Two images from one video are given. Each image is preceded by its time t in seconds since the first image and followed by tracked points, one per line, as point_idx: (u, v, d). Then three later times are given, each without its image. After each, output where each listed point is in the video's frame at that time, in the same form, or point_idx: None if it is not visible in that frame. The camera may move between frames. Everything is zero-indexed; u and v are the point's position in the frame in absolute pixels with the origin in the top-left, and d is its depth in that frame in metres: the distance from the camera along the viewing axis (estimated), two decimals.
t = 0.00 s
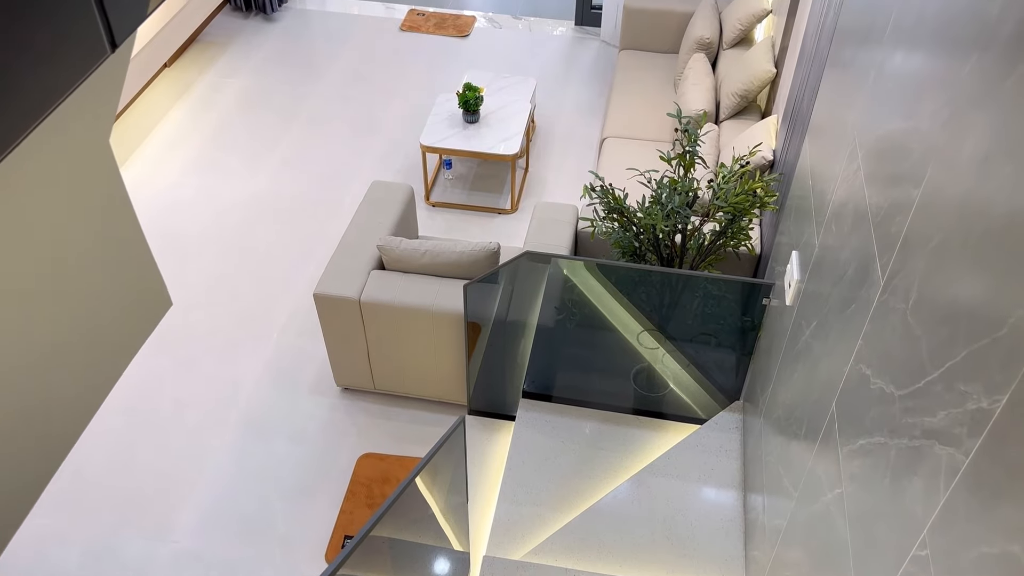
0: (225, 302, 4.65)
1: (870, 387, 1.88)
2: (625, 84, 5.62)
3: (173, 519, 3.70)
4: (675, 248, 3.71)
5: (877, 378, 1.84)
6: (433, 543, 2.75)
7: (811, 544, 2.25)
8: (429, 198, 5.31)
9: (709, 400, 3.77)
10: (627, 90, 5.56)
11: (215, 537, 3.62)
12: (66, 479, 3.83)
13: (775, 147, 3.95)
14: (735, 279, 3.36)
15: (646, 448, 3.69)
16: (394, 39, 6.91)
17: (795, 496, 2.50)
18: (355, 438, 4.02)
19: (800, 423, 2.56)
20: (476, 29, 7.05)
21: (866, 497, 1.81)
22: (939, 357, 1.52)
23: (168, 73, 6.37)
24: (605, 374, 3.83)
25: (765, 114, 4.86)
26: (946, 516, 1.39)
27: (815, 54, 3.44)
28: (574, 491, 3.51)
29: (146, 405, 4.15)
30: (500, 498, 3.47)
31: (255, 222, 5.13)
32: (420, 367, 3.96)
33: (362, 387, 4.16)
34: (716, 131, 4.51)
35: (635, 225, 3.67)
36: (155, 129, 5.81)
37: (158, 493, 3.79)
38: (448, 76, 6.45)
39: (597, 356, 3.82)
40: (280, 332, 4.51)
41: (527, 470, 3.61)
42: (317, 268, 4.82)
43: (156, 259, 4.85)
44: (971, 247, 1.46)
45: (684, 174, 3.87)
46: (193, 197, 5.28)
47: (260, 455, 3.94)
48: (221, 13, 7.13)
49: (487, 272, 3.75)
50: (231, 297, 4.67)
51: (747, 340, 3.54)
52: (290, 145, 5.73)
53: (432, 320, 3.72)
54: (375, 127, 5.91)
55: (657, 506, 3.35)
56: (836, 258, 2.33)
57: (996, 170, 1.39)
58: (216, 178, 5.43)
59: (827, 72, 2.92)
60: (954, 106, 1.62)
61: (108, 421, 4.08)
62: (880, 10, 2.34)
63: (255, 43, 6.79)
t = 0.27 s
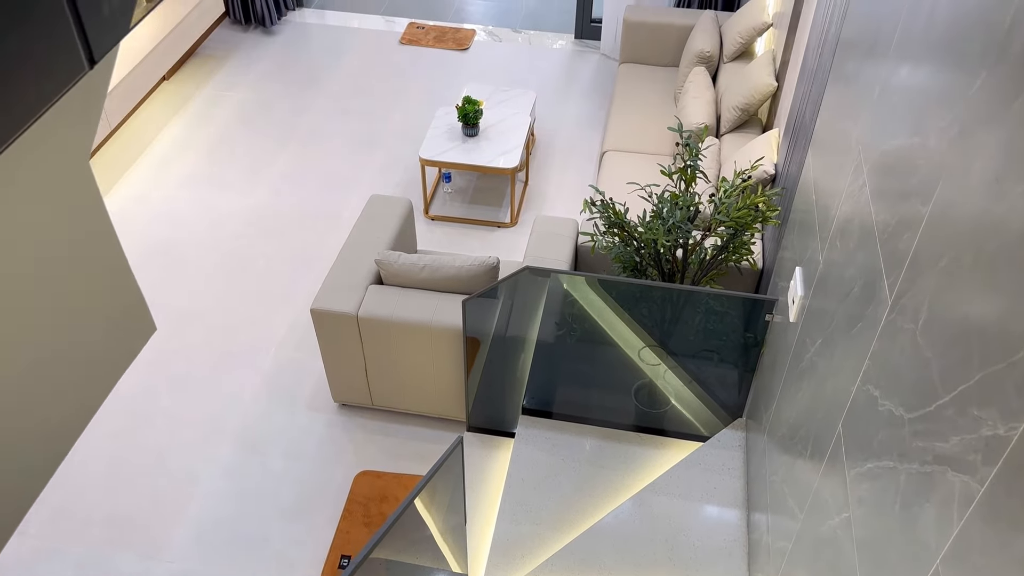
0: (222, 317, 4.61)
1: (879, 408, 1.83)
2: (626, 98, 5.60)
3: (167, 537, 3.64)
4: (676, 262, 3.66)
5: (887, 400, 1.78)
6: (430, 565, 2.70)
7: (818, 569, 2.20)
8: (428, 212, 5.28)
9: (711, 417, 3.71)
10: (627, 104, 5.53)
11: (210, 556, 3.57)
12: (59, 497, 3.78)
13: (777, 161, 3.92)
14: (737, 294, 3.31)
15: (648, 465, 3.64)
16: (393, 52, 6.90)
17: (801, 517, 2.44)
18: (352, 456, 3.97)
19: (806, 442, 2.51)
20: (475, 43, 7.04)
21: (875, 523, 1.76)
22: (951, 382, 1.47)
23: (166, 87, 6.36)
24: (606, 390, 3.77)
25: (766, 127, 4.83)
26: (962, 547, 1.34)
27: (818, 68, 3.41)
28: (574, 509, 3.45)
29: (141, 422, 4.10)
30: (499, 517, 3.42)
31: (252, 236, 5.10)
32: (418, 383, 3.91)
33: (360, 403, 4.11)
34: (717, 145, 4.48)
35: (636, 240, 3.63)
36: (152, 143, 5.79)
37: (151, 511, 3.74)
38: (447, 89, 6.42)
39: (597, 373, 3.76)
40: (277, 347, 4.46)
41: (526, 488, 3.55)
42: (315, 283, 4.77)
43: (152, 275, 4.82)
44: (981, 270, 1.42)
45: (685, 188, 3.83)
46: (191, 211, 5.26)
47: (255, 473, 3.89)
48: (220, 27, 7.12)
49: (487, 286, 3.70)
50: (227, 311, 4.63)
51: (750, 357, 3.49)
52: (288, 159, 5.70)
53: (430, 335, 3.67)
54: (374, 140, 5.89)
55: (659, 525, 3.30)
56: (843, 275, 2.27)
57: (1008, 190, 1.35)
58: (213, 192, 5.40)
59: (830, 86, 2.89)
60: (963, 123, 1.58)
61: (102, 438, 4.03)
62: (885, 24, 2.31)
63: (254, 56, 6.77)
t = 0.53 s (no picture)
0: (217, 332, 4.53)
1: (895, 430, 1.75)
2: (627, 110, 5.55)
3: (158, 559, 3.54)
4: (680, 276, 3.59)
5: (903, 421, 1.70)
6: None
7: None
8: (427, 225, 5.21)
9: (716, 435, 3.62)
10: (629, 116, 5.48)
11: None
12: (48, 517, 3.68)
13: (782, 174, 3.85)
14: (742, 309, 3.24)
15: (652, 485, 3.55)
16: (393, 65, 6.86)
17: (812, 541, 2.35)
18: (349, 474, 3.88)
19: (816, 463, 2.42)
20: (475, 56, 7.00)
21: (892, 551, 1.68)
22: (976, 403, 1.39)
23: (163, 100, 6.32)
24: (608, 407, 3.68)
25: (769, 140, 4.78)
26: None
27: (824, 79, 3.35)
28: (576, 531, 3.36)
29: (133, 439, 4.02)
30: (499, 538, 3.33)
31: (249, 250, 5.03)
32: (416, 399, 3.82)
33: (357, 420, 4.02)
34: (721, 158, 4.42)
35: (639, 253, 3.56)
36: (150, 157, 5.74)
37: (142, 531, 3.64)
38: (447, 102, 6.38)
39: (598, 389, 3.67)
40: (273, 363, 4.38)
41: (526, 508, 3.46)
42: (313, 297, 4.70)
43: (148, 290, 4.75)
44: (1009, 285, 1.34)
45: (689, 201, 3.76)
46: (187, 225, 5.19)
47: (249, 492, 3.80)
48: (219, 40, 7.09)
49: (486, 300, 3.62)
50: (223, 327, 4.55)
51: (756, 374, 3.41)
52: (286, 172, 5.65)
53: (428, 351, 3.59)
54: (372, 153, 5.83)
55: (663, 547, 3.21)
56: (854, 289, 2.20)
57: None
58: (211, 206, 5.34)
59: (838, 96, 2.82)
60: (985, 131, 1.51)
61: (93, 455, 3.94)
62: (894, 32, 2.24)
63: (252, 69, 6.73)
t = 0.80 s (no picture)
0: (210, 348, 4.44)
1: (913, 453, 1.66)
2: (629, 124, 5.48)
3: None
4: (683, 292, 3.50)
5: (922, 444, 1.61)
6: None
7: None
8: (426, 240, 5.13)
9: (721, 454, 3.51)
10: (630, 130, 5.42)
11: None
12: (34, 537, 3.58)
13: (787, 188, 3.77)
14: (747, 325, 3.15)
15: (655, 507, 3.45)
16: (392, 79, 6.81)
17: (823, 568, 2.25)
18: (343, 494, 3.77)
19: (827, 485, 2.32)
20: (476, 70, 6.95)
21: None
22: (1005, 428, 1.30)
23: (159, 113, 6.27)
24: (609, 426, 3.57)
25: (773, 154, 4.70)
26: None
27: (830, 92, 3.27)
28: (576, 555, 3.26)
29: (123, 456, 3.92)
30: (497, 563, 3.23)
31: (244, 265, 4.95)
32: (412, 417, 3.72)
33: (351, 439, 3.92)
34: (724, 172, 4.34)
35: (640, 268, 3.47)
36: (146, 169, 5.69)
37: (130, 553, 3.53)
38: (447, 117, 6.33)
39: (599, 407, 3.56)
40: (267, 380, 4.28)
41: (524, 530, 3.35)
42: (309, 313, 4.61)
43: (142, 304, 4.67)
44: None
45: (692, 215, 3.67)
46: (182, 240, 5.12)
47: (241, 512, 3.69)
48: (217, 54, 7.05)
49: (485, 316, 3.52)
50: (217, 343, 4.46)
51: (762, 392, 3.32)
52: (284, 186, 5.58)
53: (425, 368, 3.50)
54: (370, 167, 5.77)
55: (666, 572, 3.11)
56: (866, 305, 2.10)
57: None
58: (206, 219, 5.27)
59: (846, 107, 2.74)
60: (1007, 140, 1.42)
61: (82, 473, 3.84)
62: (905, 40, 2.17)
63: (250, 83, 6.69)
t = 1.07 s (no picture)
0: (206, 368, 4.40)
1: (920, 482, 1.60)
2: (629, 144, 5.46)
3: None
4: (683, 313, 3.45)
5: (929, 473, 1.56)
6: None
7: None
8: (425, 259, 5.10)
9: (723, 478, 3.45)
10: (631, 149, 5.40)
11: None
12: (23, 561, 3.51)
13: (788, 208, 3.74)
14: (749, 347, 3.10)
15: (655, 533, 3.38)
16: (392, 98, 6.82)
17: None
18: (338, 518, 3.70)
19: (831, 513, 2.26)
20: (476, 89, 6.95)
21: None
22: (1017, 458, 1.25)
23: (159, 132, 6.27)
24: (608, 448, 3.51)
25: (774, 174, 4.68)
26: None
27: (831, 110, 3.25)
28: None
29: (116, 478, 3.86)
30: None
31: (241, 283, 4.92)
32: (409, 440, 3.67)
33: (347, 462, 3.86)
34: (725, 192, 4.31)
35: (640, 288, 3.43)
36: (145, 188, 5.67)
37: None
38: (446, 136, 6.32)
39: (599, 430, 3.50)
40: (262, 402, 4.23)
41: (523, 557, 3.30)
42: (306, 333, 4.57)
43: (138, 324, 4.64)
44: None
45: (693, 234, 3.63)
46: (180, 259, 5.09)
47: (234, 536, 3.62)
48: (218, 73, 7.06)
49: (483, 337, 3.48)
50: (212, 363, 4.42)
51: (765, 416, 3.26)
52: (282, 205, 5.56)
53: (422, 389, 3.45)
54: (369, 186, 5.75)
55: None
56: (870, 328, 2.05)
57: None
58: (204, 238, 5.25)
59: (848, 126, 2.71)
60: (1015, 160, 1.39)
61: (73, 495, 3.78)
62: (907, 59, 2.14)
63: (250, 102, 6.69)
